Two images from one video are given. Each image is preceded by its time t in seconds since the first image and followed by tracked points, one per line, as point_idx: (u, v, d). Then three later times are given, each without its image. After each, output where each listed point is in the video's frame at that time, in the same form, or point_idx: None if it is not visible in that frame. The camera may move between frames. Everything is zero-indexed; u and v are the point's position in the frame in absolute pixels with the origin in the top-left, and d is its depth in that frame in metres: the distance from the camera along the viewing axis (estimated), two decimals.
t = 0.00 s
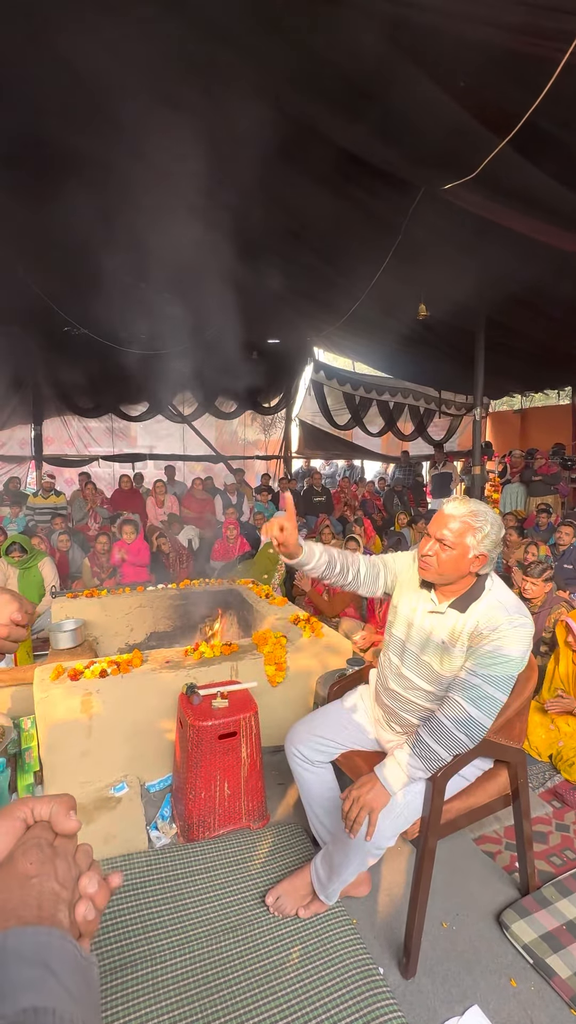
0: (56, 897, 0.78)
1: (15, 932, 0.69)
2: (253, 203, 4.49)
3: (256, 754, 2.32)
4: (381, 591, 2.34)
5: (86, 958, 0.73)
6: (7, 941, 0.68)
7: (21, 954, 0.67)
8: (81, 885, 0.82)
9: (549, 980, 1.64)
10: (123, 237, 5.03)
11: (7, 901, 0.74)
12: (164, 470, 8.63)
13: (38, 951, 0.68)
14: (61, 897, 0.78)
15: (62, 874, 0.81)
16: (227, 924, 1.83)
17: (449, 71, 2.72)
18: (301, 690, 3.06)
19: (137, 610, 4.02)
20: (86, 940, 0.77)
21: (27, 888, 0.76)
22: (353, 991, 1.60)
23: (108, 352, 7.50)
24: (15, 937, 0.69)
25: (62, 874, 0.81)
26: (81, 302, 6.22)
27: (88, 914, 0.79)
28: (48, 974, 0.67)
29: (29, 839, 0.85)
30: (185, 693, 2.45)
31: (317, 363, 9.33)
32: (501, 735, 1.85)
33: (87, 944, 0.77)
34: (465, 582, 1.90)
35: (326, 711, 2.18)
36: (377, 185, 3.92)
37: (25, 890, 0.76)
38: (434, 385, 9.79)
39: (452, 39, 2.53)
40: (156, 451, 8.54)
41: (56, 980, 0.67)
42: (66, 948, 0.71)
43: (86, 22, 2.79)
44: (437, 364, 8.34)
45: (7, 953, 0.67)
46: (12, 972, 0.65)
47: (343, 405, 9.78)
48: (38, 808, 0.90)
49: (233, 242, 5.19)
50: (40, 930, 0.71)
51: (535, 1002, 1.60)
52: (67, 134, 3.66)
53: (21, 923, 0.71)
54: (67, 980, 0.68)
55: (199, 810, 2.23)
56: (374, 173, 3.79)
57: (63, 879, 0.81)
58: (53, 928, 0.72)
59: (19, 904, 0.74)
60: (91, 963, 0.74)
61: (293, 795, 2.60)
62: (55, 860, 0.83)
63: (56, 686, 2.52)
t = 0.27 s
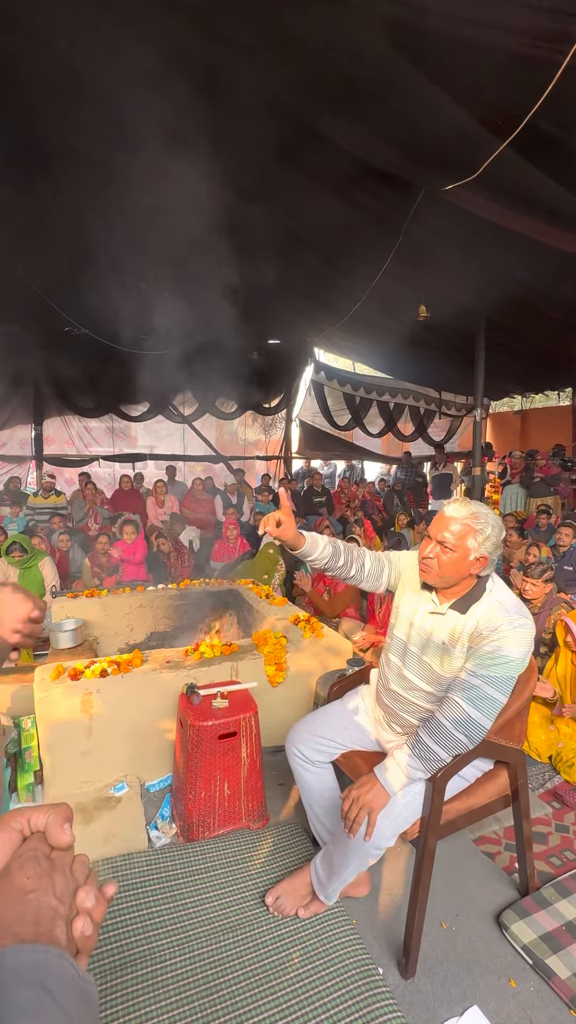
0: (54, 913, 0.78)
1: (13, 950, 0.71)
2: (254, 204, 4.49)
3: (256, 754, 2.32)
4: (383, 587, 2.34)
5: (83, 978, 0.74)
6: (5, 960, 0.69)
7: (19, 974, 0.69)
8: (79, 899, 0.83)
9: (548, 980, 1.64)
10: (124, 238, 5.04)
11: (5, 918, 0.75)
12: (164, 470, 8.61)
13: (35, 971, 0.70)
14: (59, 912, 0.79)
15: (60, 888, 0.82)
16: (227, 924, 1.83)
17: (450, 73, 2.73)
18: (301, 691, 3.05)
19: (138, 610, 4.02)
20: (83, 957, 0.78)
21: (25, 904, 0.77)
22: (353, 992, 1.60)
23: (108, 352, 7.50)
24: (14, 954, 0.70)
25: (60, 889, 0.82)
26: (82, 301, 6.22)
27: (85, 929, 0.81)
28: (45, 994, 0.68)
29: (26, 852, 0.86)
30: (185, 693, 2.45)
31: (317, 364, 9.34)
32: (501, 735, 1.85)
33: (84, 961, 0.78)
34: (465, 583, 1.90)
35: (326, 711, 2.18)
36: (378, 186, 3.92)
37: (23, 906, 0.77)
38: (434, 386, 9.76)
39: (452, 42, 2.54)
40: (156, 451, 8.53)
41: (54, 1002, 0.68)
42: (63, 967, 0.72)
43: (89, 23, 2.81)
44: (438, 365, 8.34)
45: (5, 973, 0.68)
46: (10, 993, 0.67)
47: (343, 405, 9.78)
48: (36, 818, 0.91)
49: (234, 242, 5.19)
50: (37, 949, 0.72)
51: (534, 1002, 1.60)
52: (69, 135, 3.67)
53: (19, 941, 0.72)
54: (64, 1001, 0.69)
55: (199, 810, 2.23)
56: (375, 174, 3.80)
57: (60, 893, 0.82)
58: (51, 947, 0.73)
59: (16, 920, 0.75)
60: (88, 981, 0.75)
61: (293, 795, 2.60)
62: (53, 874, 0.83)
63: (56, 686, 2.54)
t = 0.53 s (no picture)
0: (54, 921, 0.76)
1: (14, 959, 0.68)
2: (255, 205, 4.51)
3: (257, 755, 2.32)
4: (383, 588, 2.34)
5: (84, 984, 0.72)
6: (7, 968, 0.66)
7: (22, 982, 0.66)
8: (78, 902, 0.82)
9: (548, 981, 1.65)
10: (125, 238, 5.04)
11: (5, 925, 0.72)
12: (165, 471, 8.59)
13: (38, 979, 0.67)
14: (59, 918, 0.77)
15: (60, 892, 0.81)
16: (228, 924, 1.84)
17: (453, 76, 2.74)
18: (301, 692, 3.06)
19: (138, 610, 4.02)
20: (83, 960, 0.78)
21: (25, 909, 0.75)
22: (352, 992, 1.60)
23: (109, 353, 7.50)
24: (15, 963, 0.67)
25: (60, 893, 0.81)
26: (83, 301, 6.22)
27: (85, 932, 0.80)
28: (48, 1003, 0.66)
29: (24, 856, 0.84)
30: (185, 693, 2.45)
31: (318, 365, 9.36)
32: (501, 736, 1.86)
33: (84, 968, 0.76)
34: (466, 584, 1.91)
35: (326, 711, 2.19)
36: (378, 189, 3.93)
37: (24, 912, 0.75)
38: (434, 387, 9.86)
39: (455, 46, 2.55)
40: (157, 452, 8.52)
41: (58, 1010, 0.66)
42: (65, 975, 0.70)
43: (93, 25, 2.81)
44: (438, 367, 8.35)
45: (8, 981, 0.65)
46: (13, 1002, 0.64)
47: (343, 407, 9.78)
48: (34, 819, 0.89)
49: (235, 244, 5.20)
50: (39, 956, 0.69)
51: (534, 1002, 1.60)
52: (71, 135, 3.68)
53: (21, 949, 0.70)
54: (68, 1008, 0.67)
55: (199, 810, 2.24)
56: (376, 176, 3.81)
57: (61, 898, 0.81)
58: (52, 954, 0.71)
59: (17, 926, 0.72)
60: (88, 988, 0.73)
61: (293, 795, 2.60)
62: (53, 877, 0.82)
63: (57, 687, 2.54)
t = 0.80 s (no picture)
0: (55, 928, 0.75)
1: (17, 963, 0.67)
2: (255, 207, 4.52)
3: (255, 756, 2.33)
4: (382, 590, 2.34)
5: (86, 988, 0.72)
6: (11, 973, 0.66)
7: (25, 988, 0.65)
8: (80, 909, 0.81)
9: (546, 981, 1.65)
10: (125, 239, 5.05)
11: (8, 930, 0.71)
12: (163, 472, 8.58)
13: (42, 984, 0.67)
14: (62, 923, 0.76)
15: (62, 898, 0.79)
16: (226, 924, 1.84)
17: (452, 80, 2.75)
18: (300, 693, 3.06)
19: (137, 611, 4.02)
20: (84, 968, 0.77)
21: (28, 915, 0.74)
22: (351, 992, 1.61)
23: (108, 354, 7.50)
24: (19, 968, 0.67)
25: (63, 899, 0.79)
26: (82, 302, 6.22)
27: (86, 940, 0.79)
28: (51, 1008, 0.66)
29: (27, 862, 0.80)
30: (185, 694, 2.46)
31: (317, 366, 9.38)
32: (500, 737, 1.86)
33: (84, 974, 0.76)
34: (463, 584, 1.92)
35: (325, 713, 2.19)
36: (377, 191, 3.95)
37: (26, 917, 0.73)
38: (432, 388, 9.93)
39: (454, 51, 2.56)
40: (155, 453, 8.53)
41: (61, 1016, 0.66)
42: (68, 980, 0.70)
43: (94, 27, 2.83)
44: (436, 368, 8.37)
45: (12, 986, 0.65)
46: (16, 1007, 0.63)
47: (342, 408, 9.79)
48: (37, 824, 0.85)
49: (235, 245, 5.22)
50: (42, 961, 0.69)
51: (532, 1002, 1.61)
52: (72, 138, 3.69)
53: (24, 954, 0.69)
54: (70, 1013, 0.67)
55: (198, 811, 2.24)
56: (375, 179, 3.83)
57: (63, 903, 0.79)
58: (56, 964, 0.70)
59: (20, 932, 0.71)
60: (90, 992, 0.73)
61: (292, 797, 2.61)
62: (56, 883, 0.80)
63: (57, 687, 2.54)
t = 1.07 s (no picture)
0: (68, 927, 0.74)
1: (33, 962, 0.66)
2: (254, 210, 4.53)
3: (254, 757, 2.33)
4: (378, 593, 2.35)
5: (101, 989, 0.70)
6: (26, 972, 0.65)
7: (41, 985, 0.64)
8: (92, 910, 0.80)
9: (544, 982, 1.66)
10: (124, 240, 5.05)
11: (21, 929, 0.70)
12: (162, 474, 8.59)
13: (57, 983, 0.65)
14: (74, 923, 0.75)
15: (75, 898, 0.78)
16: (225, 926, 1.83)
17: (451, 85, 2.77)
18: (299, 695, 3.06)
19: (135, 612, 4.03)
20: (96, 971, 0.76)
21: (41, 913, 0.73)
22: (349, 993, 1.61)
23: (107, 355, 7.49)
24: (34, 969, 0.65)
25: (75, 898, 0.78)
26: (81, 303, 6.22)
27: (99, 941, 0.77)
28: (67, 1007, 0.63)
29: (39, 860, 0.79)
30: (183, 695, 2.46)
31: (315, 368, 9.39)
32: (498, 738, 1.86)
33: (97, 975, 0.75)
34: (458, 584, 1.92)
35: (324, 715, 2.20)
36: (376, 195, 3.97)
37: (38, 917, 0.72)
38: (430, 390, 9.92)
39: (454, 56, 2.58)
40: (154, 455, 8.53)
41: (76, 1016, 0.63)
42: (83, 979, 0.68)
43: (95, 31, 2.84)
44: (434, 371, 8.40)
45: (27, 986, 0.63)
46: (31, 1008, 0.61)
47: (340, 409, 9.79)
48: (49, 824, 0.83)
49: (234, 248, 5.23)
50: (57, 961, 0.67)
51: (530, 1004, 1.61)
52: (72, 141, 3.70)
53: (38, 953, 0.68)
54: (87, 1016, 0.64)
55: (196, 813, 2.24)
56: (374, 183, 3.84)
57: (76, 902, 0.78)
58: (71, 963, 0.69)
59: (34, 930, 0.71)
60: (106, 998, 0.70)
61: (291, 799, 2.61)
62: (69, 882, 0.78)
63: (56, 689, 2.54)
